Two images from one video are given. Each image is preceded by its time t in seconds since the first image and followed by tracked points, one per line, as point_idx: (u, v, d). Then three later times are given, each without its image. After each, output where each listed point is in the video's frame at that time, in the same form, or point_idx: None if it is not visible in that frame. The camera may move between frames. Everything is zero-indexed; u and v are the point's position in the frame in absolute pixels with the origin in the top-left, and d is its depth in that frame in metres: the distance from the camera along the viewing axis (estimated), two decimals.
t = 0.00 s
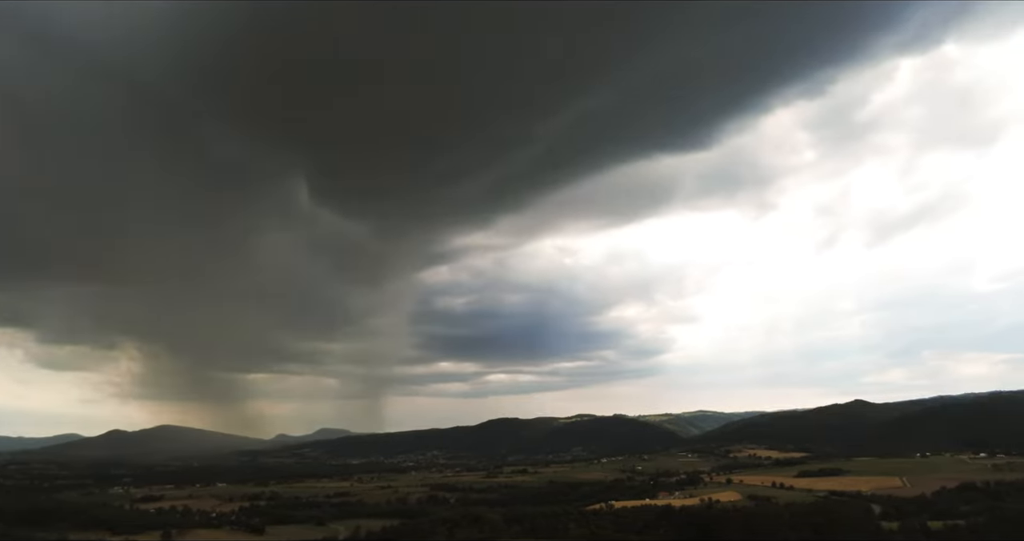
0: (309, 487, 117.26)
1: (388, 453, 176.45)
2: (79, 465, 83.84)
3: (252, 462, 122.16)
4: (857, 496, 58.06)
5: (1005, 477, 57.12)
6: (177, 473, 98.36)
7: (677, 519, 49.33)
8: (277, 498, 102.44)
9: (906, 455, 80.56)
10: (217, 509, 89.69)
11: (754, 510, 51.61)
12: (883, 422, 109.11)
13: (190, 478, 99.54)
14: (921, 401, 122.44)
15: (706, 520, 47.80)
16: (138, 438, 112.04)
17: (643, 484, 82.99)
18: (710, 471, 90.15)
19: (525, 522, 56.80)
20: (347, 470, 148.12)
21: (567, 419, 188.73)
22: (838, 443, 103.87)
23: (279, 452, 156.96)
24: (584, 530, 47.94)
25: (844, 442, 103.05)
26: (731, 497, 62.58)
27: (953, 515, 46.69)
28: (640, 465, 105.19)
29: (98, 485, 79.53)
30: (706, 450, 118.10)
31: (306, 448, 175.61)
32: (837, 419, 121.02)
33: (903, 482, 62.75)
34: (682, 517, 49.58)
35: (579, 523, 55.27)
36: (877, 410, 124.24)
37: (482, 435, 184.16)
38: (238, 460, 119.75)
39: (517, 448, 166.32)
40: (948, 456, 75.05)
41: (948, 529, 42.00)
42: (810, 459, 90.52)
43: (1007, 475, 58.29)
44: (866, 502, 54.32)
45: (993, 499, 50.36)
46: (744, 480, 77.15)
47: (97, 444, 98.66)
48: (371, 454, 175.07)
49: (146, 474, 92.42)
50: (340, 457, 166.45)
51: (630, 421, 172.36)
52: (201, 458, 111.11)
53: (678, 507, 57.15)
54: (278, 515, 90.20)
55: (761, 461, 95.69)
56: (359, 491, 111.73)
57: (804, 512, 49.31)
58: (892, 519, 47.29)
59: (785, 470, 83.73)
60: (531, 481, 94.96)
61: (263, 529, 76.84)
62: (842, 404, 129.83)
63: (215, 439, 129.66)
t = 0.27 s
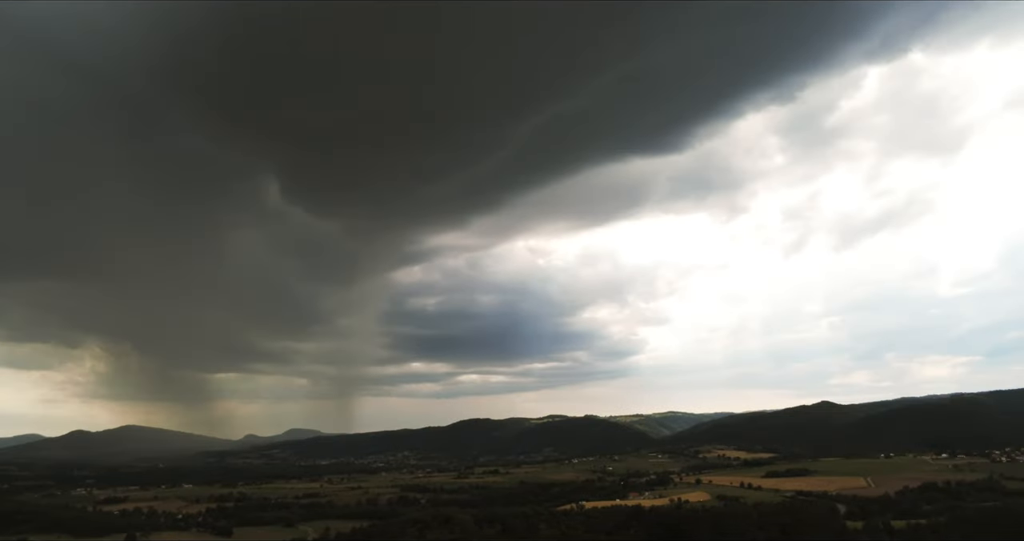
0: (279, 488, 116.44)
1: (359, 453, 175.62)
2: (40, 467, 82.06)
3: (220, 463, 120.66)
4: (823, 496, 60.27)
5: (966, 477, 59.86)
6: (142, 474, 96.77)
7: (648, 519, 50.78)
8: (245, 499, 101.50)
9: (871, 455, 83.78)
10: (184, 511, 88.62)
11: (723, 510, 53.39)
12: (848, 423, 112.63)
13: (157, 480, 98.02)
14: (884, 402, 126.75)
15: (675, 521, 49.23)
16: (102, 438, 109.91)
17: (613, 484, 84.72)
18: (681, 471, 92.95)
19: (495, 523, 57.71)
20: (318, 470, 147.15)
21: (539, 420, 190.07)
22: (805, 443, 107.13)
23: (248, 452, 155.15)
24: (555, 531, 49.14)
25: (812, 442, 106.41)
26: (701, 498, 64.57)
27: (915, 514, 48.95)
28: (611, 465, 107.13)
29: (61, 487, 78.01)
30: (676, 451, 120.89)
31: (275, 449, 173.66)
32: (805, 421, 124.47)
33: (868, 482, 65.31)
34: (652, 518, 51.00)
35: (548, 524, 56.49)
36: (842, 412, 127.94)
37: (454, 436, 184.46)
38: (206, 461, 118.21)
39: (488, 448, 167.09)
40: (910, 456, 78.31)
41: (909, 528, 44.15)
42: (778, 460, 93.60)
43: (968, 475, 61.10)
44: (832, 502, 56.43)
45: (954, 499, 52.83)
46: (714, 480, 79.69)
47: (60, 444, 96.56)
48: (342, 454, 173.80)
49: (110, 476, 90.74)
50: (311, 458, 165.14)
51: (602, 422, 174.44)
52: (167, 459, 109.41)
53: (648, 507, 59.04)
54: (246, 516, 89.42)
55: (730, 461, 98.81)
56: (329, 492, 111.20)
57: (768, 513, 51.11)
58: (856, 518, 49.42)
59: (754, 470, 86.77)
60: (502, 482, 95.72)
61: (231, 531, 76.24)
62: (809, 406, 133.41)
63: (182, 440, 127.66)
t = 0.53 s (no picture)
0: (253, 489, 115.46)
1: (333, 454, 174.53)
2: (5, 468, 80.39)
3: (192, 463, 119.18)
4: (795, 496, 62.10)
5: (933, 477, 62.22)
6: (111, 475, 95.24)
7: (623, 520, 51.91)
8: (216, 500, 100.55)
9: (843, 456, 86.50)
10: (154, 512, 87.49)
11: (696, 510, 54.78)
12: (819, 424, 115.75)
13: (127, 481, 96.56)
14: (854, 403, 130.43)
15: (650, 522, 50.37)
16: (70, 438, 107.85)
17: (588, 485, 86.07)
18: (656, 471, 94.86)
19: (469, 524, 58.30)
20: (292, 471, 146.08)
21: (514, 422, 190.99)
22: (778, 444, 109.93)
23: (220, 453, 153.30)
24: (529, 531, 49.92)
25: (785, 442, 109.23)
26: (675, 498, 66.19)
27: (885, 514, 50.91)
28: (586, 466, 108.51)
29: (26, 489, 76.50)
30: (649, 452, 122.28)
31: (247, 450, 171.66)
32: (778, 421, 127.47)
33: (839, 482, 67.44)
34: (626, 518, 52.10)
35: (523, 524, 57.34)
36: (813, 413, 131.13)
37: (429, 437, 184.40)
38: (177, 462, 116.66)
39: (463, 449, 167.52)
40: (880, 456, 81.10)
41: (878, 528, 45.90)
42: (752, 460, 96.12)
43: (935, 475, 63.54)
44: (804, 501, 58.18)
45: (922, 498, 54.88)
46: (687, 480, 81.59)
47: (26, 445, 94.60)
48: (315, 456, 172.36)
49: (77, 477, 89.20)
50: (284, 459, 163.83)
51: (577, 423, 176.06)
52: (136, 460, 107.81)
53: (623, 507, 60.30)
54: (217, 518, 88.59)
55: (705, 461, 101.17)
56: (302, 493, 110.60)
57: (739, 514, 52.47)
58: (827, 518, 51.09)
59: (728, 470, 89.07)
60: (476, 482, 96.33)
61: (202, 532, 75.56)
62: (781, 407, 136.43)
63: (152, 441, 125.75)
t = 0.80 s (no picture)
0: (222, 490, 114.45)
1: (303, 455, 173.42)
2: None
3: (159, 464, 117.60)
4: (763, 496, 64.45)
5: (896, 477, 65.18)
6: (75, 477, 93.59)
7: (595, 519, 53.50)
8: (184, 502, 99.51)
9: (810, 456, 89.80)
10: (119, 514, 86.40)
11: (667, 511, 56.66)
12: (788, 424, 119.54)
13: (91, 482, 94.95)
14: (821, 404, 134.70)
15: (621, 522, 52.03)
16: (31, 439, 105.55)
17: (558, 485, 87.77)
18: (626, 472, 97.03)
19: (441, 525, 59.29)
20: (261, 472, 145.00)
21: (486, 422, 192.15)
22: (747, 444, 113.25)
23: (187, 454, 151.23)
24: (502, 532, 51.16)
25: (754, 443, 112.58)
26: (645, 498, 68.19)
27: (849, 513, 53.40)
28: (557, 467, 110.30)
29: None
30: (620, 452, 124.36)
31: (215, 450, 169.48)
32: (748, 422, 131.11)
33: (806, 482, 70.17)
34: (597, 518, 53.70)
35: (496, 525, 58.48)
36: (781, 414, 135.10)
37: (401, 438, 184.38)
38: (143, 463, 114.99)
39: (435, 450, 168.03)
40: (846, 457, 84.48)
41: (842, 527, 48.18)
42: (720, 460, 98.99)
43: (898, 475, 66.56)
44: (771, 501, 60.50)
45: (885, 498, 57.59)
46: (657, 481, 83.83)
47: None
48: (286, 456, 170.98)
49: (39, 479, 87.58)
50: (254, 460, 162.37)
51: (549, 423, 178.04)
52: (101, 461, 106.03)
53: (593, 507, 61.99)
54: (185, 519, 87.86)
55: (675, 462, 103.76)
56: (271, 494, 110.07)
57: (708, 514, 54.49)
58: (793, 517, 53.37)
59: (697, 470, 91.71)
60: (448, 483, 97.24)
61: (169, 535, 75.03)
62: (749, 408, 140.22)
63: (117, 441, 123.62)
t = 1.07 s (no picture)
0: (194, 491, 112.50)
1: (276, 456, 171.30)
2: None
3: (129, 465, 115.26)
4: (737, 496, 65.44)
5: (866, 477, 66.75)
6: (41, 479, 91.22)
7: (572, 520, 53.87)
8: (155, 503, 97.66)
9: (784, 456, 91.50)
10: (87, 516, 84.49)
11: (642, 511, 57.27)
12: (762, 425, 121.69)
13: (59, 484, 92.63)
14: (793, 405, 137.22)
15: (597, 522, 52.46)
16: None
17: (535, 485, 88.16)
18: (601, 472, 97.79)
19: (417, 525, 59.18)
20: (234, 473, 142.95)
21: (462, 422, 191.89)
22: (721, 444, 115.02)
23: (158, 454, 148.37)
24: (479, 532, 51.24)
25: (728, 443, 114.40)
26: (620, 498, 68.87)
27: (821, 513, 54.55)
28: (534, 467, 110.73)
29: None
30: (594, 453, 124.93)
31: (186, 450, 166.48)
32: (722, 422, 133.17)
33: (778, 482, 71.50)
34: (573, 518, 54.11)
35: (470, 525, 58.37)
36: (754, 414, 137.40)
37: (376, 438, 183.16)
38: (113, 464, 112.58)
39: (411, 450, 167.35)
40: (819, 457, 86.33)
41: (813, 526, 49.17)
42: (694, 460, 100.34)
43: (869, 475, 68.16)
44: (745, 501, 61.44)
45: (855, 498, 58.93)
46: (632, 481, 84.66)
47: None
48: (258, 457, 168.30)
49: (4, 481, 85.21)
50: (227, 460, 160.01)
51: (526, 424, 178.55)
52: (69, 462, 103.55)
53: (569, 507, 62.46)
54: (155, 521, 86.25)
55: (650, 462, 104.88)
56: (244, 495, 108.52)
57: (682, 514, 55.18)
58: (765, 517, 54.32)
59: (671, 470, 92.87)
60: (424, 484, 96.97)
61: (139, 537, 73.59)
62: (723, 408, 142.33)
63: (85, 442, 120.79)
